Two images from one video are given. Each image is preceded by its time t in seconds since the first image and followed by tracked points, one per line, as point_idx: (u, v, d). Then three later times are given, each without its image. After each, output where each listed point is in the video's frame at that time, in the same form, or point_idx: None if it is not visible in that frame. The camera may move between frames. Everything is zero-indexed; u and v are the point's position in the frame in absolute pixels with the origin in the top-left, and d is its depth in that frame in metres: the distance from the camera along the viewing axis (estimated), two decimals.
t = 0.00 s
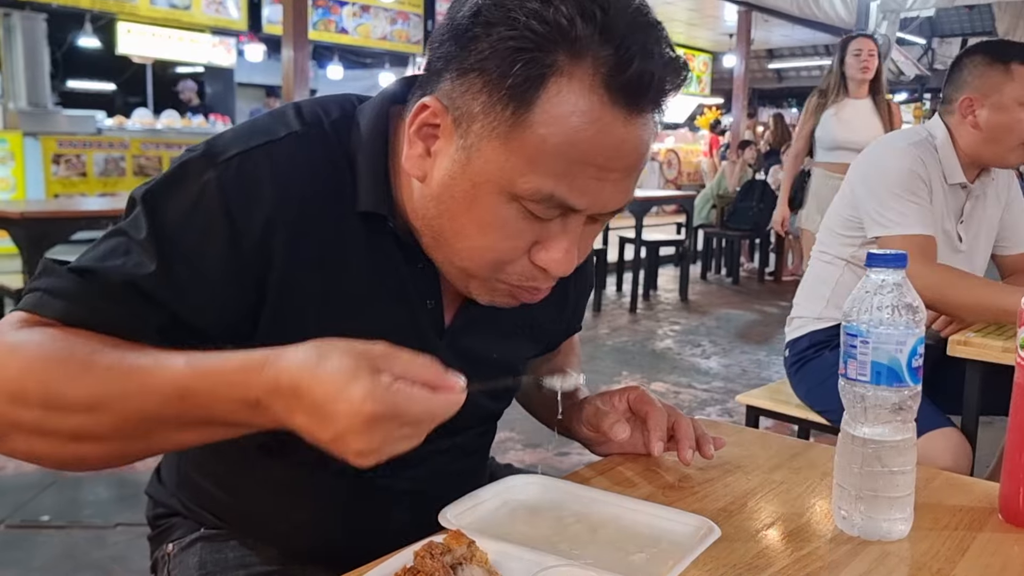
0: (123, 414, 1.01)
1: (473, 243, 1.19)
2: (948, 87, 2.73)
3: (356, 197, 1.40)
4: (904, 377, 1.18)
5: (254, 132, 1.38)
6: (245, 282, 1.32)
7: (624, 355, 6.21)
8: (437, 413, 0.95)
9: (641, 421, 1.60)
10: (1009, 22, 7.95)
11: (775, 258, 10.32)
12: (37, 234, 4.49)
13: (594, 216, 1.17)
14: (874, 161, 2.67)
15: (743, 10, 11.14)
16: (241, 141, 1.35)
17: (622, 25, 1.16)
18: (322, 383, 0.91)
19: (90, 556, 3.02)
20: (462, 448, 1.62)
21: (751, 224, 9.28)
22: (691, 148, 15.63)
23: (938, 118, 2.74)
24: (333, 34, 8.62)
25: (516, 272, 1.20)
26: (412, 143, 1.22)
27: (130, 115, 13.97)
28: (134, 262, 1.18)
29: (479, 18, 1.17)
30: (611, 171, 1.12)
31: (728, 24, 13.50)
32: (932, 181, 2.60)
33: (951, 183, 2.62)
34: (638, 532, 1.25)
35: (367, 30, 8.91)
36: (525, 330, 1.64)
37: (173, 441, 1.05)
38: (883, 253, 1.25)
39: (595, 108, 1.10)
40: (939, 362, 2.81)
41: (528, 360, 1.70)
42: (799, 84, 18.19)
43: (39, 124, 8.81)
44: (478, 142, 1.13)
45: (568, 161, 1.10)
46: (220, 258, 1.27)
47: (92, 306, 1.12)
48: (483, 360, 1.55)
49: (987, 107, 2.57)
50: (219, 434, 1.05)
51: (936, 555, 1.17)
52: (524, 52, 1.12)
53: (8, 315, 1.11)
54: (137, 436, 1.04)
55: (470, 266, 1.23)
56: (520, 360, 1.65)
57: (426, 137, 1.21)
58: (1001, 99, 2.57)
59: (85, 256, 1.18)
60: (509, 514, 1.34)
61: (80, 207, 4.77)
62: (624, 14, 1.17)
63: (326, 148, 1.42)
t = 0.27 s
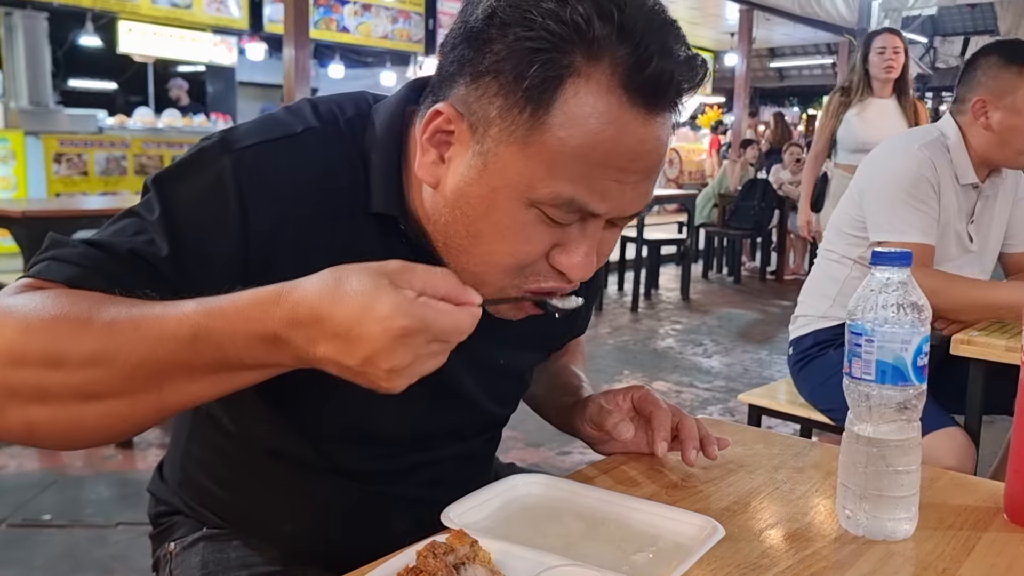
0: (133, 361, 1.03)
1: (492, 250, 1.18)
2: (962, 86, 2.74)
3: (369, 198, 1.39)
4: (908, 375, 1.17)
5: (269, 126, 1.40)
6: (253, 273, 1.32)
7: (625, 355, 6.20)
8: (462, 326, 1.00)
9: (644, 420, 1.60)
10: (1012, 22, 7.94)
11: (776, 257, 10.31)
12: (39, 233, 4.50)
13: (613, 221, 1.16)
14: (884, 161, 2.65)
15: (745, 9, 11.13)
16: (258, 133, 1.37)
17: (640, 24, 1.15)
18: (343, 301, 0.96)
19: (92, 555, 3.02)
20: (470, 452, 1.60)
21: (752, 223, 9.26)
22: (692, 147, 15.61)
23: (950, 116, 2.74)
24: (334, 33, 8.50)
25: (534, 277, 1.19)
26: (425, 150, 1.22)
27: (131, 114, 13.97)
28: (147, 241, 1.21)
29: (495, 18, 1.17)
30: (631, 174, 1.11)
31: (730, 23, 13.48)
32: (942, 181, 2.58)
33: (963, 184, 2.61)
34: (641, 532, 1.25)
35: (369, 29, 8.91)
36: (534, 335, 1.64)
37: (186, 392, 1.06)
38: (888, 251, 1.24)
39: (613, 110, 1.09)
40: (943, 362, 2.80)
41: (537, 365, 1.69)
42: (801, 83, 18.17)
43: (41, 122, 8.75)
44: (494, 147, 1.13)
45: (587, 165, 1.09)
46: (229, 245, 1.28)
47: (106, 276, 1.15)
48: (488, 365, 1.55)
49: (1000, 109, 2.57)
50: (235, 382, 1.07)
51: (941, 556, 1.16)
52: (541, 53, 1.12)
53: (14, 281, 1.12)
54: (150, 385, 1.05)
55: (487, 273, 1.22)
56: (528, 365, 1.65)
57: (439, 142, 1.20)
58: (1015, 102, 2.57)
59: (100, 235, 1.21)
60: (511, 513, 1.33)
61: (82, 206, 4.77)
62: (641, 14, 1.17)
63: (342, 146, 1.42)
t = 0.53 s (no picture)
0: (131, 362, 1.04)
1: (484, 255, 1.20)
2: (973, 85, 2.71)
3: (372, 200, 1.39)
4: (909, 375, 1.17)
5: (272, 129, 1.40)
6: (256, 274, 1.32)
7: (626, 354, 6.20)
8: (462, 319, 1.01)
9: (645, 420, 1.60)
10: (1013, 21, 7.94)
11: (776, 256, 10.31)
12: (40, 231, 4.50)
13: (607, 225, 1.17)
14: (894, 156, 2.65)
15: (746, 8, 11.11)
16: (260, 135, 1.38)
17: (630, 28, 1.15)
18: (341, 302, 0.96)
19: (93, 554, 3.02)
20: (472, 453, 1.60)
21: (753, 223, 9.25)
22: (693, 146, 15.60)
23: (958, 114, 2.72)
24: (335, 32, 8.51)
25: (530, 282, 1.20)
26: (421, 157, 1.24)
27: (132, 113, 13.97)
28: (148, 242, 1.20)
29: (482, 27, 1.17)
30: (623, 180, 1.11)
31: (731, 22, 13.47)
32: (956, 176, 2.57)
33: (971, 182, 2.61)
34: (643, 531, 1.25)
35: (369, 28, 8.90)
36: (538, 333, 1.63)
37: (188, 391, 1.07)
38: (890, 250, 1.24)
39: (604, 116, 1.09)
40: (943, 362, 2.80)
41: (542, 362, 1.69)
42: (801, 81, 18.16)
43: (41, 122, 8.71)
44: (483, 155, 1.14)
45: (576, 172, 1.09)
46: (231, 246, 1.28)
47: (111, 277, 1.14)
48: (494, 364, 1.55)
49: (1006, 110, 2.55)
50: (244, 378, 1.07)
51: (942, 555, 1.16)
52: (526, 62, 1.12)
53: (16, 284, 1.11)
54: (150, 385, 1.06)
55: (483, 279, 1.23)
56: (533, 364, 1.64)
57: (435, 149, 1.22)
58: (1021, 104, 2.53)
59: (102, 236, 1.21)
60: (510, 512, 1.34)
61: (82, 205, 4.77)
62: (633, 15, 1.16)
63: (344, 147, 1.42)
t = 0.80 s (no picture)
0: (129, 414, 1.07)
1: (446, 180, 1.17)
2: (986, 82, 2.69)
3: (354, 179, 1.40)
4: (911, 374, 1.17)
5: (246, 127, 1.39)
6: (244, 274, 1.32)
7: (627, 353, 6.20)
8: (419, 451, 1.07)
9: (644, 418, 1.59)
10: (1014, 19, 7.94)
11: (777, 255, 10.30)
12: (41, 231, 4.49)
13: (569, 163, 1.13)
14: (927, 149, 2.68)
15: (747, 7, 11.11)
16: (235, 131, 1.37)
17: None
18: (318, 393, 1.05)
19: (94, 553, 3.02)
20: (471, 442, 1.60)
21: (754, 221, 9.24)
22: (694, 145, 15.58)
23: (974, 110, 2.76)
24: (336, 31, 8.57)
25: (492, 220, 1.16)
26: (398, 91, 1.28)
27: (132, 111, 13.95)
28: (129, 265, 1.20)
29: None
30: (584, 105, 1.09)
31: (732, 21, 13.46)
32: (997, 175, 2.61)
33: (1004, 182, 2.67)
34: (643, 530, 1.25)
35: (370, 26, 8.90)
36: (532, 315, 1.63)
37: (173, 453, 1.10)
38: (891, 249, 1.24)
39: (570, 46, 1.08)
40: (944, 361, 2.79)
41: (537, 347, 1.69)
42: (802, 80, 18.15)
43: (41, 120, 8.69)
44: (452, 74, 1.15)
45: (537, 85, 1.08)
46: (218, 254, 1.28)
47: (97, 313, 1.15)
48: (486, 343, 1.54)
49: (1019, 109, 2.58)
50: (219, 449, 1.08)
51: (943, 553, 1.16)
52: None
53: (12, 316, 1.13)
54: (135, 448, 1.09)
55: (447, 215, 1.20)
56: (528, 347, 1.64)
57: (409, 83, 1.26)
58: None
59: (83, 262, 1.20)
60: (511, 510, 1.34)
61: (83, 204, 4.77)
62: None
63: (322, 138, 1.42)
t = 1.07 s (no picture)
0: (125, 434, 1.11)
1: (399, 133, 1.23)
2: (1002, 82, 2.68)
3: (315, 158, 1.41)
4: (911, 374, 1.17)
5: (207, 122, 1.40)
6: (219, 268, 1.33)
7: (627, 352, 6.19)
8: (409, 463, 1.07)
9: (642, 418, 1.59)
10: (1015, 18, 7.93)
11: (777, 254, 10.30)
12: (41, 230, 4.49)
13: (516, 109, 1.19)
14: (942, 148, 2.66)
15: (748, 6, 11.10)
16: (196, 128, 1.38)
17: None
18: (310, 422, 1.04)
19: (94, 552, 3.02)
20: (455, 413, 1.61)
21: (754, 221, 9.24)
22: (694, 144, 15.58)
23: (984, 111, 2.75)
24: (336, 30, 8.57)
25: (444, 166, 1.22)
26: (352, 57, 1.34)
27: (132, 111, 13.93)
28: (110, 271, 1.21)
29: None
30: (524, 47, 1.15)
31: (732, 20, 13.45)
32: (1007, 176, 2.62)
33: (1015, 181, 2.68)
34: (643, 530, 1.25)
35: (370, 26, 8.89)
36: (504, 290, 1.64)
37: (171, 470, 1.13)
38: (891, 249, 1.24)
39: None
40: (945, 360, 2.79)
41: (515, 326, 1.69)
42: (803, 80, 18.13)
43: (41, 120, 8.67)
44: (397, 29, 1.21)
45: (475, 31, 1.14)
46: (195, 249, 1.29)
47: (88, 329, 1.17)
48: (460, 317, 1.55)
49: None
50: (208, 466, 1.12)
51: (943, 554, 1.16)
52: None
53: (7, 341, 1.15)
54: (128, 465, 1.12)
55: (402, 167, 1.26)
56: (505, 325, 1.65)
57: (362, 50, 1.32)
58: None
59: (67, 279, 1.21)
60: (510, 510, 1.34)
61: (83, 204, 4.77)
62: None
63: (282, 124, 1.43)
